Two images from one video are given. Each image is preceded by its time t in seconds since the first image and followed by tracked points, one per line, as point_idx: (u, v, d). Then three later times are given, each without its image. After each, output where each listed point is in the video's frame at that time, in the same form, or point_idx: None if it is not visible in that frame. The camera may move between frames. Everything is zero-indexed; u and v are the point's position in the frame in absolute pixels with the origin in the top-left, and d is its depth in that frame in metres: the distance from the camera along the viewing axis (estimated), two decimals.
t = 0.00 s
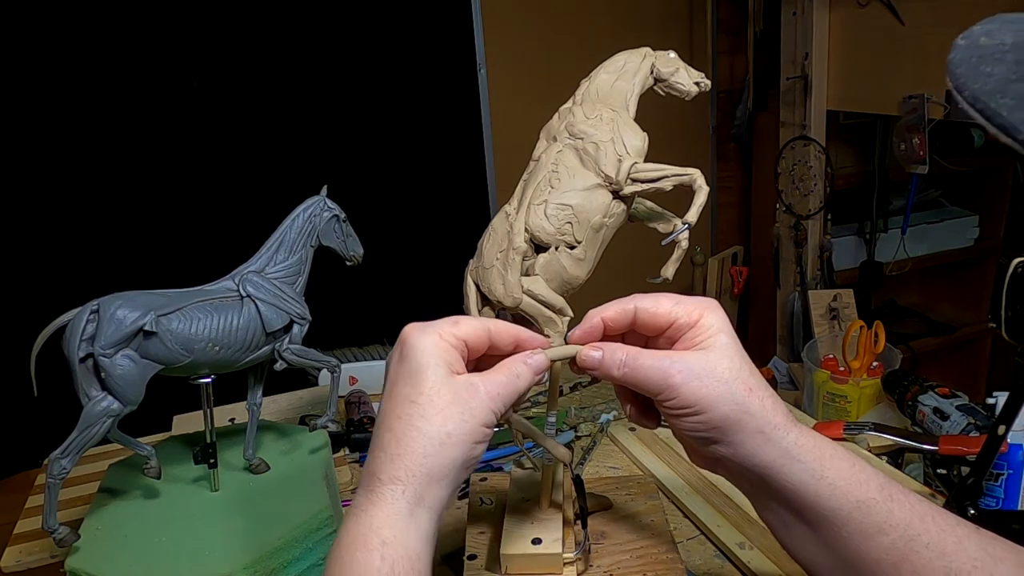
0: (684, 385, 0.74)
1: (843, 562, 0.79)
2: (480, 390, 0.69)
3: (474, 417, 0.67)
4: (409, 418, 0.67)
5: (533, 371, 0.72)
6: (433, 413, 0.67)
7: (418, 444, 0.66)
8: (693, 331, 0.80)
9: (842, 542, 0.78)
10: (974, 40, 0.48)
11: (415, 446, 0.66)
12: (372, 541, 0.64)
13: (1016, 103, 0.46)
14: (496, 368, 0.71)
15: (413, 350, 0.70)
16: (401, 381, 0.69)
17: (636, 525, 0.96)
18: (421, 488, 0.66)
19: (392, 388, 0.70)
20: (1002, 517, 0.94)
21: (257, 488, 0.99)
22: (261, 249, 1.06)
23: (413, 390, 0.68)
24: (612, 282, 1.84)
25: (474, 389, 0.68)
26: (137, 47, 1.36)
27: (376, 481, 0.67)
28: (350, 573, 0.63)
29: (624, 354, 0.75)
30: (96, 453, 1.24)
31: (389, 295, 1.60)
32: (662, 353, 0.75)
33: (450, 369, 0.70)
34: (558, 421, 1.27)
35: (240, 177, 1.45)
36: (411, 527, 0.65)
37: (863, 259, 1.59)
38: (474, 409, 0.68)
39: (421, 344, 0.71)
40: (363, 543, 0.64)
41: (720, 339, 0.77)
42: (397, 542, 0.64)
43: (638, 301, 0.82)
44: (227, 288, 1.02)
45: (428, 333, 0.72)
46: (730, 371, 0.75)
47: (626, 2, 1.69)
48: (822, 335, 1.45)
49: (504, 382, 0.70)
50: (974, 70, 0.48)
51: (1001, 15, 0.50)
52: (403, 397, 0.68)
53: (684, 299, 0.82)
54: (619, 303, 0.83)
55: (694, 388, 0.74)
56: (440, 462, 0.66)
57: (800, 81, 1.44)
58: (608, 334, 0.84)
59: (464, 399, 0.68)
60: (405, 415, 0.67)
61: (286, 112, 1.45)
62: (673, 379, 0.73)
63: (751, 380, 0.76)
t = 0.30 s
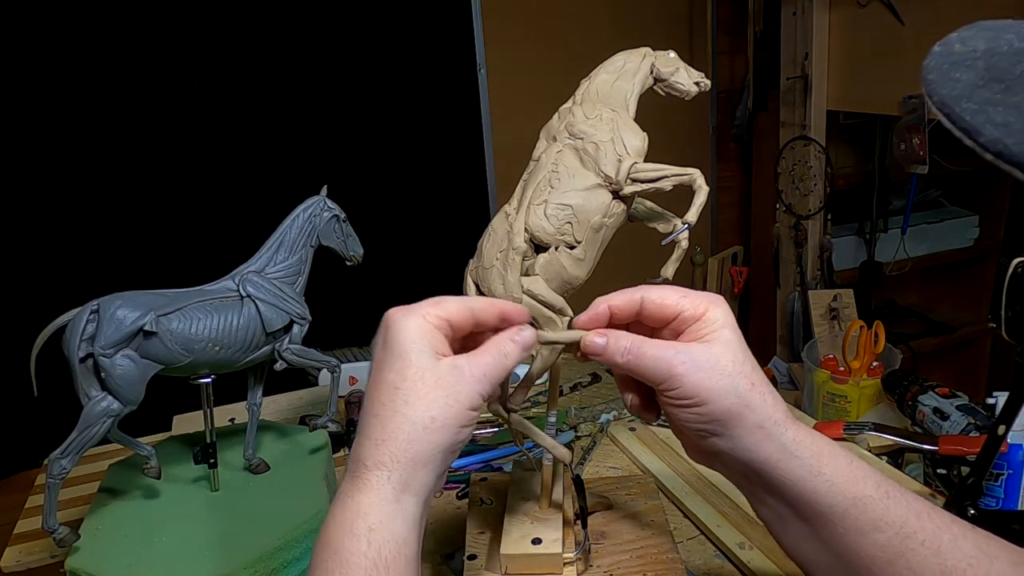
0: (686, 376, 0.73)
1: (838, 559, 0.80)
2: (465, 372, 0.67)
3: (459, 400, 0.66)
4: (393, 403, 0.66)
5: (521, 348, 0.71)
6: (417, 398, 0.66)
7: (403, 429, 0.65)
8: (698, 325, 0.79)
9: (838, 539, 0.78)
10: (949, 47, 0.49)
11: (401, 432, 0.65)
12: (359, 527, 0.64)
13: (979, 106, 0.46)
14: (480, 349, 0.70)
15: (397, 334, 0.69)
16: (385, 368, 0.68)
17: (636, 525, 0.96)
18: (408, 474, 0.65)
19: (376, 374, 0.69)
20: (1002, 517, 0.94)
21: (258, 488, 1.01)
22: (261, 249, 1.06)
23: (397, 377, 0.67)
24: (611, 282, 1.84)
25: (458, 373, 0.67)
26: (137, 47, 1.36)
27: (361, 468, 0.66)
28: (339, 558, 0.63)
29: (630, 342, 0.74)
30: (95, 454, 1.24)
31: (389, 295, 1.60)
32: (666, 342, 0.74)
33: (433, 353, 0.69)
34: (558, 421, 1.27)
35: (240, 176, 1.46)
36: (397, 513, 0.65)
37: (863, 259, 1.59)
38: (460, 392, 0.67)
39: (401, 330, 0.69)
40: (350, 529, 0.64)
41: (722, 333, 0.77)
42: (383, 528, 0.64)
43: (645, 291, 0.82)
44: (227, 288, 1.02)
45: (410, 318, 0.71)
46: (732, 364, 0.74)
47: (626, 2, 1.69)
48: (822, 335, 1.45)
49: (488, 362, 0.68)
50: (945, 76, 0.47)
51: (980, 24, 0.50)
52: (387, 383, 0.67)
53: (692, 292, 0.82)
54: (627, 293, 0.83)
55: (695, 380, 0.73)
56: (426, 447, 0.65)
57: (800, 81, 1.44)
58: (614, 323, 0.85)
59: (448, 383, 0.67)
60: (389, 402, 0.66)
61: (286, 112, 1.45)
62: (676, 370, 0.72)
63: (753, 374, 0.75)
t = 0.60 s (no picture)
0: (665, 373, 0.74)
1: (813, 560, 0.79)
2: (452, 372, 0.70)
3: (458, 402, 0.69)
4: (404, 414, 0.66)
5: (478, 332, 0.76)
6: (424, 408, 0.67)
7: (417, 439, 0.66)
8: (691, 320, 0.79)
9: (812, 540, 0.78)
10: (939, 53, 0.50)
11: (415, 443, 0.66)
12: (384, 537, 0.62)
13: (958, 113, 0.47)
14: (448, 342, 0.72)
15: (375, 341, 0.68)
16: (378, 384, 0.67)
17: (636, 525, 0.96)
18: (428, 481, 0.66)
19: (365, 387, 0.68)
20: (1002, 517, 0.94)
21: (257, 489, 1.01)
22: (261, 249, 1.06)
23: (400, 391, 0.67)
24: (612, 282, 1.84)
25: (450, 372, 0.69)
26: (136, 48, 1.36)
27: (377, 483, 0.65)
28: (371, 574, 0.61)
29: (619, 326, 0.75)
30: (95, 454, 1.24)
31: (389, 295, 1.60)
32: (653, 334, 0.75)
33: (416, 356, 0.70)
34: (558, 421, 1.27)
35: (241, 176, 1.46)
36: (421, 521, 0.64)
37: (863, 259, 1.59)
38: (458, 394, 0.69)
39: (383, 340, 0.68)
40: (375, 541, 0.62)
41: (712, 333, 0.77)
42: (409, 536, 0.63)
43: (643, 278, 0.83)
44: (226, 288, 1.02)
45: (383, 323, 0.70)
46: (714, 366, 0.75)
47: (626, 2, 1.69)
48: (822, 335, 1.45)
49: (462, 353, 0.72)
50: (930, 83, 0.49)
51: (975, 29, 0.51)
52: (390, 399, 0.67)
53: (689, 286, 0.82)
54: (627, 277, 0.85)
55: (674, 376, 0.74)
56: (440, 452, 0.67)
57: (800, 81, 1.44)
58: (614, 303, 0.87)
59: (447, 385, 0.69)
60: (396, 416, 0.66)
61: (286, 112, 1.45)
62: (656, 366, 0.73)
63: (732, 378, 0.75)
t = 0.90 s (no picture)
0: (636, 383, 0.74)
1: (789, 563, 0.81)
2: (466, 372, 0.72)
3: (468, 400, 0.71)
4: (409, 408, 0.69)
5: (509, 340, 0.77)
6: (431, 403, 0.70)
7: (420, 432, 0.69)
8: (668, 329, 0.79)
9: (786, 546, 0.79)
10: (921, 57, 0.47)
11: (419, 435, 0.69)
12: (386, 521, 0.67)
13: (937, 120, 0.45)
14: (472, 345, 0.74)
15: (394, 338, 0.72)
16: (390, 377, 0.71)
17: (636, 525, 0.96)
18: (430, 472, 0.69)
19: (379, 380, 0.72)
20: (1002, 517, 0.94)
21: (258, 488, 1.01)
22: (261, 249, 1.07)
23: (407, 384, 0.70)
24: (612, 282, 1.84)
25: (464, 373, 0.72)
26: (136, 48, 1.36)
27: (383, 470, 0.69)
28: (369, 554, 0.66)
29: (595, 330, 0.76)
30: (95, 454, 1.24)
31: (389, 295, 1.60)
32: (630, 343, 0.75)
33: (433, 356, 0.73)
34: (558, 421, 1.28)
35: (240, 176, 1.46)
36: (423, 508, 0.69)
37: (863, 259, 1.59)
38: (467, 393, 0.71)
39: (401, 338, 0.72)
40: (378, 524, 0.67)
41: (688, 345, 0.76)
42: (410, 522, 0.67)
43: (624, 282, 0.84)
44: (226, 288, 1.02)
45: (404, 323, 0.73)
46: (686, 380, 0.75)
47: (626, 2, 1.69)
48: (822, 335, 1.45)
49: (484, 357, 0.74)
50: (909, 88, 0.46)
51: (961, 31, 0.48)
52: (399, 392, 0.70)
53: (671, 292, 0.82)
54: (609, 280, 0.86)
55: (646, 388, 0.74)
56: (444, 446, 0.70)
57: (800, 81, 1.44)
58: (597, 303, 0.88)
59: (458, 384, 0.71)
60: (403, 409, 0.70)
61: (286, 112, 1.45)
62: (626, 375, 0.74)
63: (704, 393, 0.75)
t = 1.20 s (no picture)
0: (627, 398, 0.77)
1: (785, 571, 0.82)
2: (464, 361, 0.73)
3: (464, 387, 0.72)
4: (405, 394, 0.71)
5: (511, 331, 0.78)
6: (426, 389, 0.71)
7: (415, 416, 0.71)
8: (663, 342, 0.78)
9: (779, 556, 0.80)
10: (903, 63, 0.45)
11: (413, 419, 0.70)
12: (382, 502, 0.69)
13: (915, 124, 0.42)
14: (474, 335, 0.76)
15: (394, 326, 0.74)
16: (388, 364, 0.73)
17: (636, 525, 0.96)
18: (425, 456, 0.71)
19: (379, 367, 0.74)
20: (1002, 517, 0.94)
21: (258, 488, 1.01)
22: (261, 249, 1.07)
23: (402, 370, 0.72)
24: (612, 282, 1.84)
25: (461, 362, 0.73)
26: (137, 48, 1.36)
27: (380, 454, 0.71)
28: (363, 531, 0.68)
29: (588, 341, 0.78)
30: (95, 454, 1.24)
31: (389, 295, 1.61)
32: (624, 355, 0.77)
33: (432, 345, 0.74)
34: (558, 421, 1.28)
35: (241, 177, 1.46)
36: (418, 490, 0.70)
37: (864, 259, 1.59)
38: (464, 380, 0.72)
39: (399, 327, 0.74)
40: (375, 505, 0.69)
41: (682, 362, 0.77)
42: (405, 503, 0.69)
43: (623, 288, 0.82)
44: (226, 288, 1.03)
45: (404, 313, 0.75)
46: (676, 399, 0.76)
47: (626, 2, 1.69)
48: (822, 335, 1.45)
49: (484, 346, 0.75)
50: (889, 92, 0.44)
51: (941, 40, 0.47)
52: (395, 378, 0.72)
53: (670, 301, 0.80)
54: (609, 285, 0.84)
55: (636, 404, 0.77)
56: (438, 431, 0.71)
57: (800, 81, 1.44)
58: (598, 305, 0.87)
59: (454, 371, 0.72)
60: (399, 394, 0.71)
61: (286, 112, 1.45)
62: (616, 391, 0.76)
63: (694, 411, 0.76)
